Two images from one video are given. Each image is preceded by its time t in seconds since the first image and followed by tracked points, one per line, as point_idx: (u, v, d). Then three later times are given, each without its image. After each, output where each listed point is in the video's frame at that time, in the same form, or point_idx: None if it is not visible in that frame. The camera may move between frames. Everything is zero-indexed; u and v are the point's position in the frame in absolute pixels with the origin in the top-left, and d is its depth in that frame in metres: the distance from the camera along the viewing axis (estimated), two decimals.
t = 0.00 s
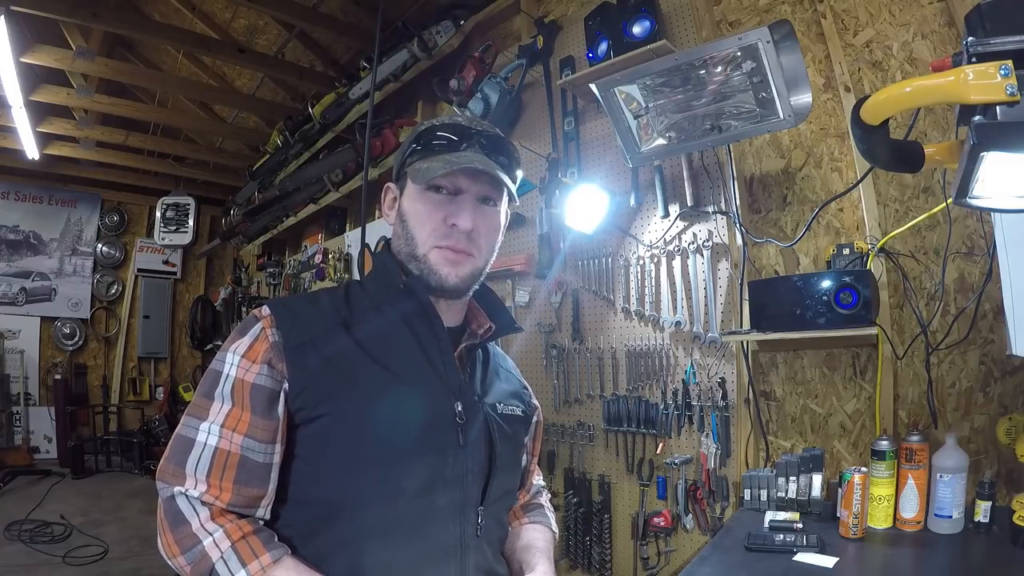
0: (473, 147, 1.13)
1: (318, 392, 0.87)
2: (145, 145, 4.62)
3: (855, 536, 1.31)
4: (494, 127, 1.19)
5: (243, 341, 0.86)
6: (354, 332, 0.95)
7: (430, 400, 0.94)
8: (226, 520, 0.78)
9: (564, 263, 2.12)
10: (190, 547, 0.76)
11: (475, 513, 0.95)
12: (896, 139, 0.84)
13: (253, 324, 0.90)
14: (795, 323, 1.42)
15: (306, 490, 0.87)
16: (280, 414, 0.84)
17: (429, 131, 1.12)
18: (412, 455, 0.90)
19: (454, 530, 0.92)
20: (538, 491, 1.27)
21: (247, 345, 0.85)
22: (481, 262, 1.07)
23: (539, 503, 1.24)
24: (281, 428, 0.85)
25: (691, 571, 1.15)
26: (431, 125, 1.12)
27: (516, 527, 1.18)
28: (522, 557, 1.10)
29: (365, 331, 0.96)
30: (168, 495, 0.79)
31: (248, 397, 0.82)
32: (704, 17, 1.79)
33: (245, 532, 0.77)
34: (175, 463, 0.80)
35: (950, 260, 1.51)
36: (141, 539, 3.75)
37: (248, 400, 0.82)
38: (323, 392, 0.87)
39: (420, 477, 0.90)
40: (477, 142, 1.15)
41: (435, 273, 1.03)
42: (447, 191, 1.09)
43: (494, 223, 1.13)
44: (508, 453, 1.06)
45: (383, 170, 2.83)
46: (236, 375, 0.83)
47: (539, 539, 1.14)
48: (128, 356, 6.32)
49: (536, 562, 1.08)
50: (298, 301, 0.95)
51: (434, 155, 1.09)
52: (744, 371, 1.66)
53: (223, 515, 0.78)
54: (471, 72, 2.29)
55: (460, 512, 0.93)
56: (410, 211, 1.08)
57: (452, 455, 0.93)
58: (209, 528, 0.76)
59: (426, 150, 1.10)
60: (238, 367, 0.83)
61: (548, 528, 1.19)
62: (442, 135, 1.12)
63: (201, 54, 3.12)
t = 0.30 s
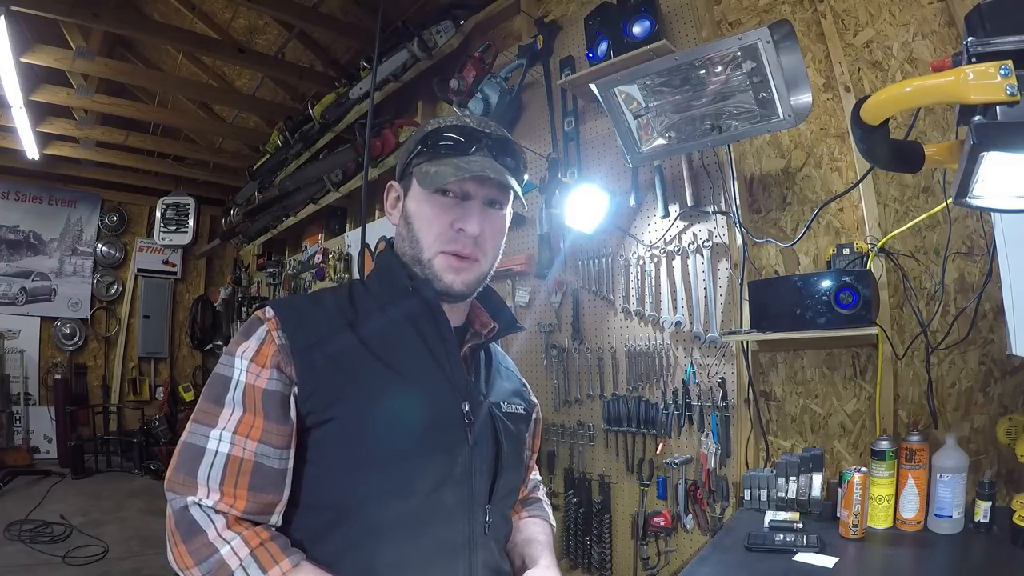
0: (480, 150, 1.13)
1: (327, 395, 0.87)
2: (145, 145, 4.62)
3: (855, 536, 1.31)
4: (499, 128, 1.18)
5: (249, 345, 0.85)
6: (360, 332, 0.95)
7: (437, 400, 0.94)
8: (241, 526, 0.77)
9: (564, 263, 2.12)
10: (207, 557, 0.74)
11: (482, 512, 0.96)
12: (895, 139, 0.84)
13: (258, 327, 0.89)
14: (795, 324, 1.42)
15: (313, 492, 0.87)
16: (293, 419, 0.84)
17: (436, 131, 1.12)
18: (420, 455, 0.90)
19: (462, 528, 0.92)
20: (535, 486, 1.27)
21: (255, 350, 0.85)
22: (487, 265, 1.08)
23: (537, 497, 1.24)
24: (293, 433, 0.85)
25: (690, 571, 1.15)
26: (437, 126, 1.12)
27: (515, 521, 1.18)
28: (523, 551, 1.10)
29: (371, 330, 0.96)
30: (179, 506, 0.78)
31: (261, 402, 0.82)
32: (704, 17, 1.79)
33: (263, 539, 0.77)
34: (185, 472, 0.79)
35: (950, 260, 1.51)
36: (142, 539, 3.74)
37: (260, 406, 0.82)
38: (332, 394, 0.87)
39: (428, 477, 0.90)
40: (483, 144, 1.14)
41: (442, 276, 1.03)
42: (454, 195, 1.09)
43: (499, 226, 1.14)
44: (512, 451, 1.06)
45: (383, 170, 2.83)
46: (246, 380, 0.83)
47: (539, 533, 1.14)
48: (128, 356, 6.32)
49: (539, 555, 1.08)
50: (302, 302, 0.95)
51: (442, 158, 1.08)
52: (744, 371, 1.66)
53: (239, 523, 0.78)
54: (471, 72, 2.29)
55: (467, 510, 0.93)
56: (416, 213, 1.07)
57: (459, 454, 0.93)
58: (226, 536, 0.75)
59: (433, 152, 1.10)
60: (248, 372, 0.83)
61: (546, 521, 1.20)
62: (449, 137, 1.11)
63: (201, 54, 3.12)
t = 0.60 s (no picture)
0: (464, 147, 1.12)
1: (322, 395, 0.87)
2: (145, 145, 4.62)
3: (855, 536, 1.31)
4: (484, 126, 1.17)
5: (244, 347, 0.85)
6: (353, 332, 0.95)
7: (431, 399, 0.94)
8: (233, 523, 0.77)
9: (564, 263, 2.12)
10: (201, 553, 0.75)
11: (479, 510, 0.96)
12: (895, 138, 0.84)
13: (253, 329, 0.89)
14: (795, 323, 1.42)
15: (311, 490, 0.87)
16: (285, 418, 0.84)
17: (419, 132, 1.11)
18: (415, 454, 0.90)
19: (459, 527, 0.92)
20: (539, 484, 1.27)
21: (249, 351, 0.85)
22: (477, 263, 1.07)
23: (541, 495, 1.24)
24: (286, 432, 0.84)
25: (691, 571, 1.15)
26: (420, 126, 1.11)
27: (518, 519, 1.18)
28: (526, 549, 1.11)
29: (364, 330, 0.96)
30: (177, 503, 0.80)
31: (252, 402, 0.82)
32: (704, 17, 1.79)
33: (255, 536, 0.77)
34: (181, 471, 0.80)
35: (950, 260, 1.51)
36: (141, 539, 3.74)
37: (252, 406, 0.82)
38: (327, 394, 0.87)
39: (424, 476, 0.90)
40: (467, 142, 1.13)
41: (430, 276, 1.03)
42: (439, 195, 1.08)
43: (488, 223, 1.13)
44: (510, 449, 1.06)
45: (383, 170, 2.83)
46: (240, 381, 0.83)
47: (542, 531, 1.14)
48: (128, 356, 6.32)
49: (542, 554, 1.08)
50: (297, 304, 0.95)
51: (424, 159, 1.08)
52: (744, 371, 1.66)
53: (232, 520, 0.78)
54: (471, 71, 2.29)
55: (464, 509, 0.93)
56: (402, 215, 1.08)
57: (455, 454, 0.93)
58: (218, 533, 0.76)
59: (416, 153, 1.09)
60: (241, 373, 0.83)
61: (550, 520, 1.19)
62: (432, 136, 1.11)
63: (201, 54, 3.12)
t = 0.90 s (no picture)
0: (473, 149, 1.11)
1: (323, 396, 0.87)
2: (145, 145, 4.62)
3: (855, 536, 1.31)
4: (491, 127, 1.16)
5: (245, 347, 0.85)
6: (354, 332, 0.95)
7: (432, 400, 0.94)
8: (233, 523, 0.77)
9: (564, 263, 2.12)
10: (201, 551, 0.76)
11: (478, 511, 0.96)
12: (895, 139, 0.84)
13: (254, 329, 0.89)
14: (795, 323, 1.42)
15: (312, 491, 0.87)
16: (285, 418, 0.84)
17: (426, 133, 1.11)
18: (415, 455, 0.90)
19: (458, 528, 0.92)
20: (539, 485, 1.27)
21: (250, 351, 0.85)
22: (482, 266, 1.07)
23: (541, 497, 1.24)
24: (286, 432, 0.84)
25: (691, 571, 1.15)
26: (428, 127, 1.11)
27: (518, 521, 1.18)
28: (526, 552, 1.11)
29: (366, 331, 0.96)
30: (176, 504, 0.80)
31: (253, 402, 0.82)
32: (704, 17, 1.79)
33: (254, 535, 0.77)
34: (181, 470, 0.80)
35: (950, 260, 1.51)
36: (141, 539, 3.74)
37: (253, 406, 0.82)
38: (327, 395, 0.87)
39: (423, 477, 0.90)
40: (475, 144, 1.12)
41: (435, 279, 1.03)
42: (446, 197, 1.07)
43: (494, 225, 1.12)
44: (510, 451, 1.06)
45: (383, 170, 2.83)
46: (240, 380, 0.83)
47: (542, 533, 1.14)
48: (128, 356, 6.32)
49: (542, 557, 1.08)
50: (298, 304, 0.95)
51: (431, 161, 1.07)
52: (744, 370, 1.66)
53: (232, 519, 0.78)
54: (471, 71, 2.29)
55: (463, 510, 0.93)
56: (408, 216, 1.07)
57: (455, 455, 0.93)
58: (218, 532, 0.76)
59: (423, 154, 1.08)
60: (242, 373, 0.83)
61: (550, 523, 1.19)
62: (439, 138, 1.09)
63: (200, 54, 3.12)
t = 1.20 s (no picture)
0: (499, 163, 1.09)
1: (326, 396, 0.87)
2: (145, 145, 4.62)
3: (855, 536, 1.31)
4: (513, 138, 1.15)
5: (246, 348, 0.85)
6: (355, 333, 0.95)
7: (435, 399, 0.94)
8: (235, 526, 0.77)
9: (564, 263, 2.12)
10: (204, 556, 0.75)
11: (481, 510, 0.96)
12: (895, 138, 0.84)
13: (255, 329, 0.89)
14: (795, 323, 1.42)
15: (314, 491, 0.87)
16: (287, 420, 0.83)
17: (452, 140, 1.07)
18: (418, 454, 0.90)
19: (461, 527, 0.92)
20: (538, 482, 1.27)
21: (251, 352, 0.84)
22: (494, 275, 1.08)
23: (540, 493, 1.24)
24: (289, 434, 0.84)
25: (691, 571, 1.15)
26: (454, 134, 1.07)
27: (519, 518, 1.18)
28: (529, 549, 1.11)
29: (367, 330, 0.96)
30: (178, 509, 0.79)
31: (255, 404, 0.81)
32: (704, 17, 1.80)
33: (257, 538, 0.77)
34: (183, 473, 0.80)
35: (950, 260, 1.51)
36: (141, 539, 3.74)
37: (255, 407, 0.81)
38: (330, 395, 0.87)
39: (426, 476, 0.90)
40: (499, 156, 1.10)
41: (451, 287, 1.02)
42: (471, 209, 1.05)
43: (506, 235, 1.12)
44: (511, 450, 1.06)
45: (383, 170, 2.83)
46: (242, 382, 0.83)
47: (544, 529, 1.14)
48: (128, 356, 6.31)
49: (547, 552, 1.08)
50: (299, 304, 0.95)
51: (459, 171, 1.04)
52: (744, 370, 1.66)
53: (234, 522, 0.78)
54: (471, 72, 2.29)
55: (466, 509, 0.93)
56: (427, 221, 1.03)
57: (457, 454, 0.93)
58: (220, 536, 0.76)
59: (449, 161, 1.05)
60: (244, 374, 0.82)
61: (550, 518, 1.20)
62: (463, 145, 1.06)
63: (200, 54, 3.12)
